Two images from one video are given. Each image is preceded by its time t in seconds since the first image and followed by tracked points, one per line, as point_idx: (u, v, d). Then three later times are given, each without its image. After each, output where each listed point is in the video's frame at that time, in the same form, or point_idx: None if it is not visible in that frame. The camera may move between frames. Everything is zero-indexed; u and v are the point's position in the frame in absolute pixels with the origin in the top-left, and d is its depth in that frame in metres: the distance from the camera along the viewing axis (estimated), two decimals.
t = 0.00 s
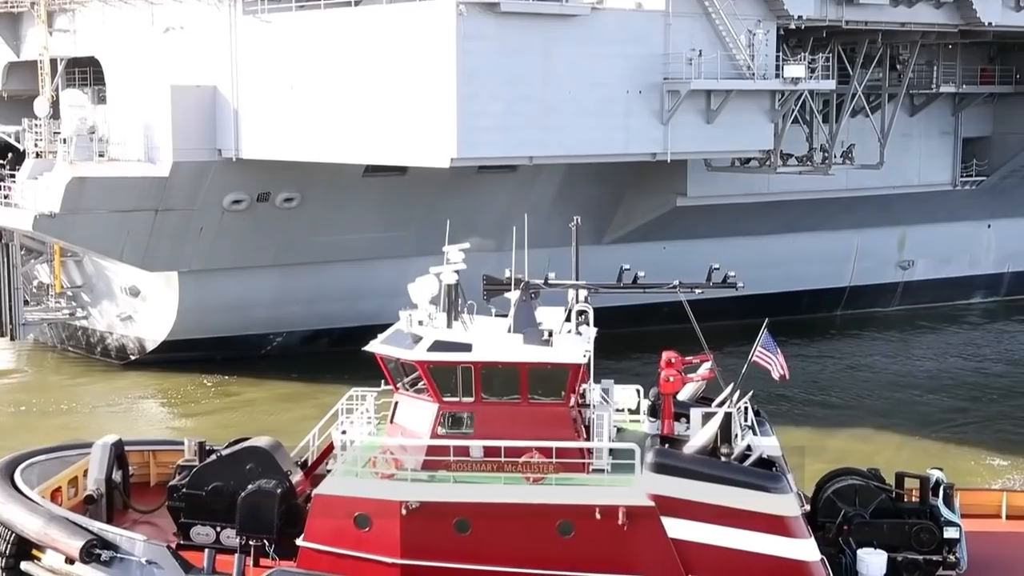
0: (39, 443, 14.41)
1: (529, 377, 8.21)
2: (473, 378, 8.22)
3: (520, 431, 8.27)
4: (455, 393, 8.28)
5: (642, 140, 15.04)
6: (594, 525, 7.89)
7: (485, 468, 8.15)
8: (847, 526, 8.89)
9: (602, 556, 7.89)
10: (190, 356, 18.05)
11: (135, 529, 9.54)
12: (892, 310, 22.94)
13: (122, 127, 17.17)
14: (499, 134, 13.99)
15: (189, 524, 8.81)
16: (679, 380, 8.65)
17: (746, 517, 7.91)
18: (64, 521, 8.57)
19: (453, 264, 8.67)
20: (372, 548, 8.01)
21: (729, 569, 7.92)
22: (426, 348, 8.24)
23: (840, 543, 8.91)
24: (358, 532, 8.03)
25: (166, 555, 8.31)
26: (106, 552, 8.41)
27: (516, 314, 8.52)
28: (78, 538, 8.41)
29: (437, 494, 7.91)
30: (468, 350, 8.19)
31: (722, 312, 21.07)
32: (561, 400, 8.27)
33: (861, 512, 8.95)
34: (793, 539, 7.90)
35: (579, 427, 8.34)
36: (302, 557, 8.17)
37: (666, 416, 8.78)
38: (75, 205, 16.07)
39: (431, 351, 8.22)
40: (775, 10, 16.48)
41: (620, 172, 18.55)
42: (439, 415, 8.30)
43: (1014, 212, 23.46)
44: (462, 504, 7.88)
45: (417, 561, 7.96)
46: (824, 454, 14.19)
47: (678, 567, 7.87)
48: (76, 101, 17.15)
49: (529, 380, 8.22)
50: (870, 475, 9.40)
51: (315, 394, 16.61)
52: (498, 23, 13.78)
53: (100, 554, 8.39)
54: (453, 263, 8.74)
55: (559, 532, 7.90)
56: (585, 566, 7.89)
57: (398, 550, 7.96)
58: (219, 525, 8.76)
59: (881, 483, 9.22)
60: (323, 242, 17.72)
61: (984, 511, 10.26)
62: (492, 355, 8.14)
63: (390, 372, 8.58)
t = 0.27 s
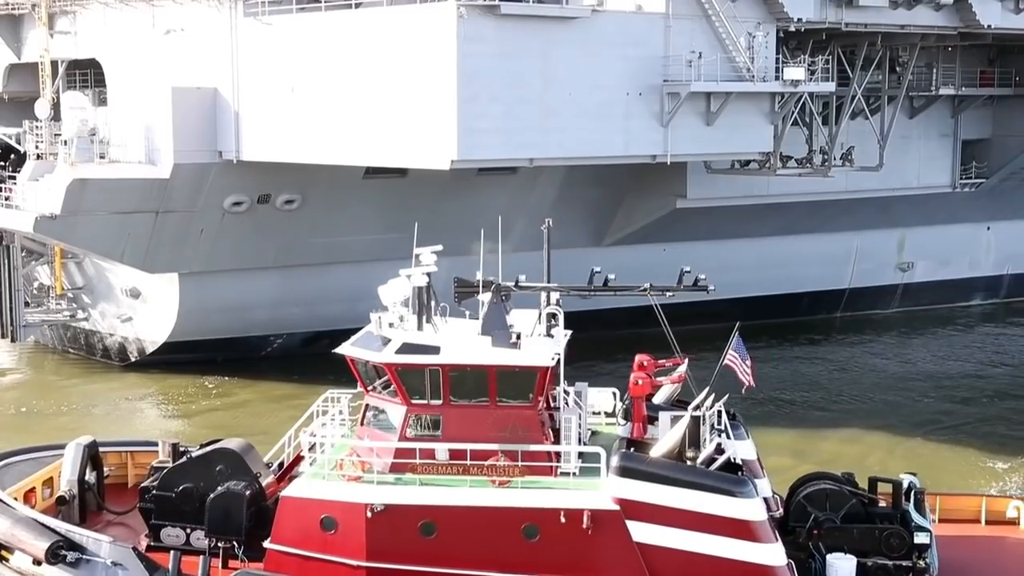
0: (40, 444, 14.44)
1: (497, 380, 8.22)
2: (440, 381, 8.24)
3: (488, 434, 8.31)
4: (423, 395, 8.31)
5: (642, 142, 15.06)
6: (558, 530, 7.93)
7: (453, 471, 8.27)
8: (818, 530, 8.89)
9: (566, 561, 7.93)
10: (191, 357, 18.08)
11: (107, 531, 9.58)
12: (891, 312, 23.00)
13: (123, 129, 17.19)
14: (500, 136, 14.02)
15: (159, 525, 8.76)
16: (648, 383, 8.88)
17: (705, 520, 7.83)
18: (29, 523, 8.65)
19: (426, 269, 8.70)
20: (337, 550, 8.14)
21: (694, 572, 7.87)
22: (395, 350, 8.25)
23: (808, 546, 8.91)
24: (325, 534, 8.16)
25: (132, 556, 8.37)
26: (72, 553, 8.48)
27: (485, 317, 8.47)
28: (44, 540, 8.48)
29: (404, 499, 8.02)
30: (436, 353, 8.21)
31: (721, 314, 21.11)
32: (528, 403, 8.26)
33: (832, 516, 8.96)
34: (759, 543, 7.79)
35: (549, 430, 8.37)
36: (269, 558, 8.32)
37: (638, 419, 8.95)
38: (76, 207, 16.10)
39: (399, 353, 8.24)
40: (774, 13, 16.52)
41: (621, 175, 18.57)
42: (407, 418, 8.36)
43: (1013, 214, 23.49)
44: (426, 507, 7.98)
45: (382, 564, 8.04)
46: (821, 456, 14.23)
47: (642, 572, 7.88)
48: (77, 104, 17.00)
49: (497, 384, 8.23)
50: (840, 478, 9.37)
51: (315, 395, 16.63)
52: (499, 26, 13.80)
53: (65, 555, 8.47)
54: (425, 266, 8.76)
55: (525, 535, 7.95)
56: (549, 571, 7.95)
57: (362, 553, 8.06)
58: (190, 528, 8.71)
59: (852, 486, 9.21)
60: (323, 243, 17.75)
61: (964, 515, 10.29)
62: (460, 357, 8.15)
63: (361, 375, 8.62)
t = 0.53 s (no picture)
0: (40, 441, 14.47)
1: (465, 379, 8.24)
2: (408, 379, 8.26)
3: (456, 433, 8.34)
4: (392, 394, 8.33)
5: (642, 140, 15.09)
6: (523, 530, 7.93)
7: (419, 470, 8.31)
8: (787, 531, 8.97)
9: (530, 561, 7.93)
10: (191, 355, 18.12)
11: (79, 528, 9.68)
12: (891, 309, 23.05)
13: (124, 126, 17.19)
14: (501, 134, 14.04)
15: (131, 522, 8.83)
16: (617, 382, 8.76)
17: (670, 520, 7.82)
18: None
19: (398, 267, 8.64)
20: (303, 548, 8.15)
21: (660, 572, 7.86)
22: (363, 348, 8.27)
23: (778, 547, 8.98)
24: (292, 533, 8.16)
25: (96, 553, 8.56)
26: (38, 551, 8.83)
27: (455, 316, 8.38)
28: (12, 538, 8.85)
29: (371, 498, 8.03)
30: (404, 351, 8.21)
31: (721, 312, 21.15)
32: (495, 402, 8.31)
33: (802, 518, 9.06)
34: (724, 543, 7.78)
35: (516, 430, 8.40)
36: (237, 556, 8.35)
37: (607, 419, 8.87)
38: (77, 205, 16.11)
39: (367, 352, 8.24)
40: (774, 11, 16.53)
41: (621, 173, 18.58)
42: (376, 416, 8.37)
43: (1012, 212, 23.51)
44: (391, 505, 7.99)
45: (347, 563, 8.05)
46: (819, 454, 14.27)
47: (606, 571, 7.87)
48: (77, 101, 17.18)
49: (465, 382, 8.25)
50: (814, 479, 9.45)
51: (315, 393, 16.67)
52: (500, 24, 13.81)
53: (32, 553, 8.82)
54: (397, 263, 8.68)
55: (491, 534, 7.95)
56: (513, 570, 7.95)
57: (328, 552, 8.06)
58: (160, 525, 8.77)
59: (824, 488, 9.29)
60: (323, 241, 17.78)
61: (944, 516, 10.32)
62: (428, 355, 8.16)
63: (332, 372, 8.60)
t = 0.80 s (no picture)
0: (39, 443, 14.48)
1: (433, 382, 8.22)
2: (377, 382, 8.24)
3: (423, 436, 8.31)
4: (360, 396, 8.31)
5: (642, 142, 15.12)
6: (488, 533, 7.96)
7: (385, 472, 8.30)
8: (756, 536, 8.98)
9: (495, 563, 7.96)
10: (192, 357, 18.15)
11: (53, 528, 9.69)
12: (891, 311, 23.09)
13: (125, 128, 17.22)
14: (502, 136, 14.07)
15: (100, 523, 8.93)
16: (586, 386, 8.82)
17: (634, 524, 7.81)
18: None
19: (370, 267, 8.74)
20: (269, 551, 8.19)
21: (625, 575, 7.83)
22: (331, 351, 8.24)
23: (748, 552, 8.99)
24: (259, 535, 8.21)
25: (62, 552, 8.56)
26: (6, 552, 8.79)
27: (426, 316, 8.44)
28: None
29: (337, 500, 8.04)
30: (372, 353, 8.19)
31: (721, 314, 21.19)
32: (463, 405, 8.27)
33: (771, 521, 9.05)
34: (687, 548, 7.77)
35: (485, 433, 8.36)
36: (206, 557, 8.39)
37: (576, 422, 8.88)
38: (78, 205, 16.18)
39: (335, 354, 8.23)
40: (774, 13, 16.57)
41: (621, 175, 18.61)
42: (344, 419, 8.37)
43: (1011, 214, 23.54)
44: (356, 507, 8.01)
45: (313, 565, 8.09)
46: (817, 457, 14.29)
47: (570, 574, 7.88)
48: (78, 103, 17.18)
49: (433, 385, 8.23)
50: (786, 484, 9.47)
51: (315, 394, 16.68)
52: (500, 27, 13.85)
53: None
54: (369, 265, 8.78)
55: (455, 537, 7.97)
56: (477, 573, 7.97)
57: (295, 553, 8.11)
58: (131, 526, 8.86)
59: (797, 494, 9.30)
60: (324, 243, 17.82)
61: (925, 521, 10.26)
62: (395, 358, 8.14)
63: (303, 375, 8.52)
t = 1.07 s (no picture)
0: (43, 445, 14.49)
1: (404, 385, 8.24)
2: (347, 385, 8.26)
3: (393, 439, 8.33)
4: (331, 399, 8.34)
5: (644, 145, 15.15)
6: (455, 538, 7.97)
7: (352, 475, 8.30)
8: (728, 541, 8.89)
9: (462, 567, 7.97)
10: (195, 360, 18.18)
11: (34, 527, 9.92)
12: (894, 313, 23.09)
13: (128, 131, 17.23)
14: (505, 138, 14.10)
15: (76, 525, 9.07)
16: (557, 390, 8.90)
17: (602, 528, 7.85)
18: None
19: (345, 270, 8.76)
20: (238, 553, 8.20)
21: None
22: (302, 353, 8.24)
23: (719, 557, 8.89)
24: (229, 537, 8.22)
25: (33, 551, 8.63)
26: None
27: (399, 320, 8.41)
28: None
29: (305, 504, 8.06)
30: (343, 356, 8.21)
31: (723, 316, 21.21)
32: (434, 409, 8.31)
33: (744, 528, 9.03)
34: (655, 552, 7.81)
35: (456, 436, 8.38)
36: (175, 560, 8.41)
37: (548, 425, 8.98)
38: (81, 209, 16.17)
39: (307, 356, 8.23)
40: (776, 15, 16.60)
41: (623, 177, 18.62)
42: (315, 422, 8.38)
43: (1013, 216, 23.54)
44: (325, 511, 8.03)
45: (281, 567, 8.12)
46: (819, 459, 14.30)
47: None
48: (81, 106, 17.15)
49: (403, 387, 8.25)
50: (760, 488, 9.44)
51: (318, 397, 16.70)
52: (503, 29, 13.87)
53: None
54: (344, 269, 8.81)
55: (423, 541, 7.98)
56: None
57: (263, 556, 8.13)
58: (105, 528, 9.01)
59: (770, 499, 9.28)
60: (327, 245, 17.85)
61: (906, 526, 10.20)
62: (366, 361, 8.16)
63: (275, 376, 8.51)
